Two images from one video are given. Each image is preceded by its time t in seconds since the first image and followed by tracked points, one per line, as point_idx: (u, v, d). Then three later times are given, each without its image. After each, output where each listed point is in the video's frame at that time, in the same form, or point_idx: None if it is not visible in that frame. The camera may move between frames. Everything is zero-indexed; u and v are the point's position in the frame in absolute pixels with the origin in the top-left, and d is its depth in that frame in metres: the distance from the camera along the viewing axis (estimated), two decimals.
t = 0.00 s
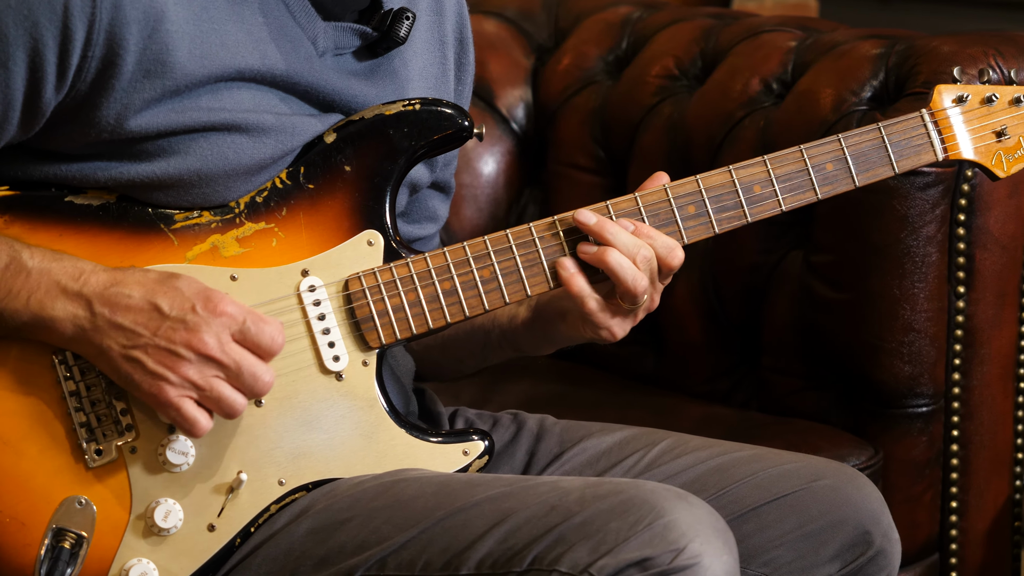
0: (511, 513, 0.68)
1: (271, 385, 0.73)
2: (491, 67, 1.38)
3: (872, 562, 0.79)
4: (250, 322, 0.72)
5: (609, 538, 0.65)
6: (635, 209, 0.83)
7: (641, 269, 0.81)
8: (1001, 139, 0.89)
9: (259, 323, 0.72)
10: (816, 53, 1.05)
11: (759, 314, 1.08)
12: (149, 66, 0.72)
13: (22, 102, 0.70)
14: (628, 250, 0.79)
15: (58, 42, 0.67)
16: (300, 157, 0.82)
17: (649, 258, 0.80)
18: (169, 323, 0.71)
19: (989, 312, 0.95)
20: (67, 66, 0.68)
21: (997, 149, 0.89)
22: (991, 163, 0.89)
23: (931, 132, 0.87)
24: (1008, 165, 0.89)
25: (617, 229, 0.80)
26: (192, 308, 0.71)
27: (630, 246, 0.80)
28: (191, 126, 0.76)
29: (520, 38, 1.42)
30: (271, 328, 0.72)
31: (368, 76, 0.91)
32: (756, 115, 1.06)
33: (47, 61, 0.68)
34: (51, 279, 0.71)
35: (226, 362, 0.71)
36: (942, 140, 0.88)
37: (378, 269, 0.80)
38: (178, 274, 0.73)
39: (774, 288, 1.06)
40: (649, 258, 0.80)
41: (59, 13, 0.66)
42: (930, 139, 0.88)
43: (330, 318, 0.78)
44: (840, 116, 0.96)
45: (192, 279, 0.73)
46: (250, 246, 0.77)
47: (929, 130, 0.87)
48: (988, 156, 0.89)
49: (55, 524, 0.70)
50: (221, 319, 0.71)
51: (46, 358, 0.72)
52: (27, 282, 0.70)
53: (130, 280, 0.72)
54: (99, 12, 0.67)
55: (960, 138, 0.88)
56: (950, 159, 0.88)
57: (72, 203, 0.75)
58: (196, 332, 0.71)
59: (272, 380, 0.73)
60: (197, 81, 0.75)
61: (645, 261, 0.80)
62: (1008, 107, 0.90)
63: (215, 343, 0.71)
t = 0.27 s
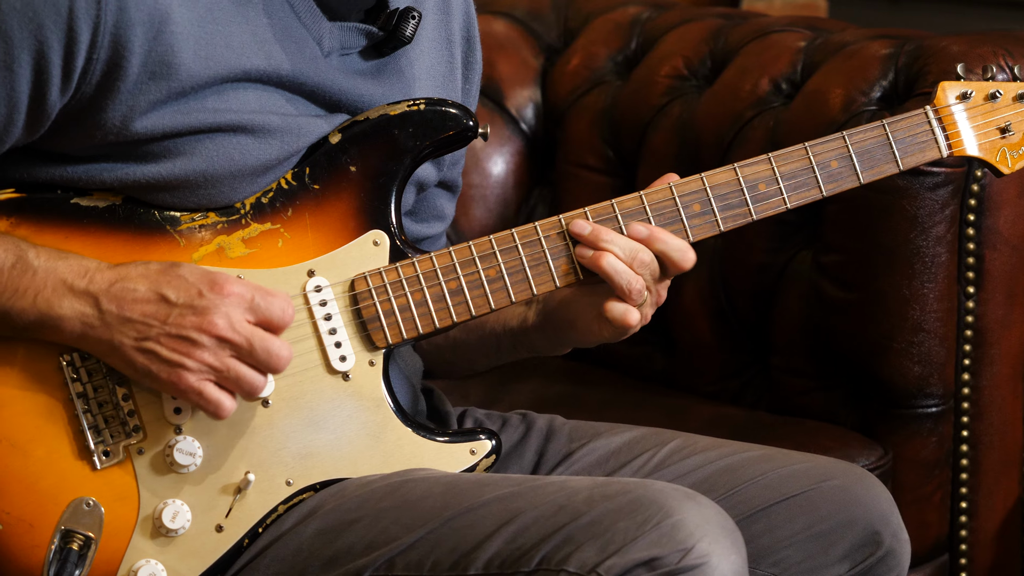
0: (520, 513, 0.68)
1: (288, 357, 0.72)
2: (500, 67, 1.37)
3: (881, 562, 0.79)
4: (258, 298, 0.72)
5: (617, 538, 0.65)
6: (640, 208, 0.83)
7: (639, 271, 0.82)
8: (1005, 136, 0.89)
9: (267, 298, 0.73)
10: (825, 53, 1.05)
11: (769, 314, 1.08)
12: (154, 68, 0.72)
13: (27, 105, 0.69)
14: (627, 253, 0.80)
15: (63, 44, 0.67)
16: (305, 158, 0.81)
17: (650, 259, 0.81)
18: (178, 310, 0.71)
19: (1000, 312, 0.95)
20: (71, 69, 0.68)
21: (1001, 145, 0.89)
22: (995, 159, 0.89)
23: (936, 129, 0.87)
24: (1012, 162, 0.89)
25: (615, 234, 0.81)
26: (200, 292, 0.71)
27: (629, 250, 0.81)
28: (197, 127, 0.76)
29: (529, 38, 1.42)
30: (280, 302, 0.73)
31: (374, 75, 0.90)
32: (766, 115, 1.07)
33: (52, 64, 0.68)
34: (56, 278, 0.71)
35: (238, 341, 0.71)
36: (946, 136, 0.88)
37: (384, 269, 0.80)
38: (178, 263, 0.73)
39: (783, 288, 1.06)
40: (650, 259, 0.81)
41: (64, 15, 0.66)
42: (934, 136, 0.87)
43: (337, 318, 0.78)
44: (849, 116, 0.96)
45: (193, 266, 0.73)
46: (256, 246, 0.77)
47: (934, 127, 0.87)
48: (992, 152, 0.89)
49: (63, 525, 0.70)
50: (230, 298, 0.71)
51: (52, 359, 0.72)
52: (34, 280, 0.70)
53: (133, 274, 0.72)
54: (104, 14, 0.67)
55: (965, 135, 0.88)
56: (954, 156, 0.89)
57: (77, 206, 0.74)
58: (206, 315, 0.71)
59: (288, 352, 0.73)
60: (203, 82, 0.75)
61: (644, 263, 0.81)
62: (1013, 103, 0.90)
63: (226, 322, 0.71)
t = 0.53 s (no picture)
0: (529, 513, 0.68)
1: (288, 371, 0.72)
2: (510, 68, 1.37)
3: (890, 563, 0.79)
4: (263, 306, 0.72)
5: (626, 538, 0.64)
6: (645, 208, 0.83)
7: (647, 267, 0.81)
8: (1007, 135, 0.89)
9: (272, 307, 0.73)
10: (834, 54, 1.05)
11: (777, 315, 1.09)
12: (161, 72, 0.72)
13: (33, 109, 0.69)
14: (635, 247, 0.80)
15: (70, 48, 0.67)
16: (311, 159, 0.82)
17: (657, 256, 0.81)
18: (181, 315, 0.71)
19: (1008, 313, 0.95)
20: (79, 72, 0.68)
21: (1003, 144, 0.89)
22: (998, 158, 0.89)
23: (938, 128, 0.88)
24: (1015, 160, 0.89)
25: (623, 226, 0.80)
26: (204, 298, 0.71)
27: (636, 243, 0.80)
28: (203, 130, 0.76)
29: (538, 39, 1.41)
30: (285, 310, 0.73)
31: (380, 79, 0.91)
32: (775, 116, 1.06)
33: (59, 68, 0.67)
34: (63, 279, 0.71)
35: (240, 350, 0.71)
36: (949, 135, 0.89)
37: (390, 269, 0.80)
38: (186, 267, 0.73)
39: (791, 289, 1.06)
40: (656, 255, 0.81)
41: (71, 19, 0.66)
42: (937, 135, 0.89)
43: (343, 318, 0.78)
44: (859, 116, 0.96)
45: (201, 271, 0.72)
46: (262, 248, 0.77)
47: (936, 126, 0.88)
48: (994, 151, 0.89)
49: (71, 527, 0.69)
50: (235, 305, 0.71)
51: (61, 362, 0.72)
52: (40, 283, 0.70)
53: (141, 276, 0.72)
54: (111, 18, 0.67)
55: (967, 134, 0.89)
56: (957, 155, 0.89)
57: (84, 207, 0.74)
58: (209, 322, 0.70)
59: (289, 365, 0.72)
60: (209, 86, 0.75)
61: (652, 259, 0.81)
62: (1014, 103, 0.91)
63: (230, 330, 0.71)
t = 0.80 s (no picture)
0: (534, 513, 0.68)
1: (293, 375, 0.72)
2: (515, 69, 1.37)
3: (894, 562, 0.79)
4: (270, 311, 0.72)
5: (630, 540, 0.64)
6: (653, 209, 0.83)
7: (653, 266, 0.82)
8: (1017, 138, 0.89)
9: (279, 312, 0.72)
10: (840, 54, 1.05)
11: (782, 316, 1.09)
12: (167, 66, 0.72)
13: (40, 105, 0.69)
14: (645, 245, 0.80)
15: (77, 42, 0.67)
16: (319, 159, 0.82)
17: (678, 267, 0.80)
18: (188, 318, 0.71)
19: (1013, 314, 0.95)
20: (85, 66, 0.68)
21: (1013, 147, 0.89)
22: (1008, 161, 0.88)
23: (948, 131, 0.88)
24: None
25: (653, 231, 0.80)
26: (212, 301, 0.71)
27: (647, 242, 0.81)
28: (210, 127, 0.76)
29: (543, 40, 1.42)
30: (291, 316, 0.72)
31: (390, 74, 0.90)
32: (780, 116, 1.07)
33: (65, 62, 0.68)
34: (69, 279, 0.71)
35: (245, 353, 0.71)
36: (959, 139, 0.88)
37: (399, 270, 0.80)
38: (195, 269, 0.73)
39: (796, 291, 1.06)
40: (677, 267, 0.80)
41: (77, 13, 0.66)
42: (947, 138, 0.88)
43: (351, 319, 0.78)
44: (864, 117, 0.96)
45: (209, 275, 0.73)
46: (270, 248, 0.77)
47: (946, 129, 0.88)
48: (1005, 154, 0.89)
49: (77, 526, 0.70)
50: (241, 310, 0.71)
51: (67, 361, 0.72)
52: (47, 281, 0.71)
53: (150, 278, 0.72)
54: (117, 12, 0.67)
55: (977, 136, 0.88)
56: (967, 157, 0.89)
57: (92, 207, 0.75)
58: (216, 324, 0.71)
59: (294, 369, 0.72)
60: (216, 81, 0.75)
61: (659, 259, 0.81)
62: None
63: (236, 333, 0.71)
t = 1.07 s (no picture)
0: (542, 514, 0.68)
1: (300, 378, 0.72)
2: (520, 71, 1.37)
3: (900, 563, 0.79)
4: (280, 315, 0.72)
5: (638, 541, 0.64)
6: (671, 216, 0.83)
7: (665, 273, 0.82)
8: None
9: (289, 316, 0.72)
10: (845, 55, 1.05)
11: (788, 317, 1.09)
12: (186, 57, 0.72)
13: (57, 93, 0.69)
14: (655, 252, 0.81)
15: (95, 32, 0.67)
16: (338, 159, 0.81)
17: (689, 272, 0.80)
18: (198, 316, 0.71)
19: (1019, 315, 0.95)
20: (104, 56, 0.68)
21: None
22: None
23: (970, 143, 0.88)
24: None
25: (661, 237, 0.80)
26: (222, 300, 0.71)
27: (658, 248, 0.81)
28: (229, 121, 0.76)
29: (549, 42, 1.42)
30: (301, 320, 0.73)
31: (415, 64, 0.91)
32: (786, 117, 1.07)
33: (83, 52, 0.68)
34: (84, 271, 0.71)
35: (255, 354, 0.71)
36: (981, 150, 0.89)
37: (415, 273, 0.80)
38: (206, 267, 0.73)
39: (802, 292, 1.06)
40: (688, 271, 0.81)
41: (96, 2, 0.66)
42: (968, 149, 0.88)
43: (364, 322, 0.78)
44: (870, 118, 0.96)
45: (221, 274, 0.73)
46: (287, 248, 0.77)
47: (969, 140, 0.88)
48: None
49: (86, 524, 0.70)
50: (250, 311, 0.71)
51: (79, 357, 0.72)
52: (62, 274, 0.71)
53: (161, 273, 0.72)
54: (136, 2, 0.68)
55: (998, 148, 0.89)
56: (988, 170, 0.89)
57: (109, 201, 0.75)
58: (225, 324, 0.71)
59: (302, 371, 0.73)
60: (234, 73, 0.76)
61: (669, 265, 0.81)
62: None
63: (245, 334, 0.71)
